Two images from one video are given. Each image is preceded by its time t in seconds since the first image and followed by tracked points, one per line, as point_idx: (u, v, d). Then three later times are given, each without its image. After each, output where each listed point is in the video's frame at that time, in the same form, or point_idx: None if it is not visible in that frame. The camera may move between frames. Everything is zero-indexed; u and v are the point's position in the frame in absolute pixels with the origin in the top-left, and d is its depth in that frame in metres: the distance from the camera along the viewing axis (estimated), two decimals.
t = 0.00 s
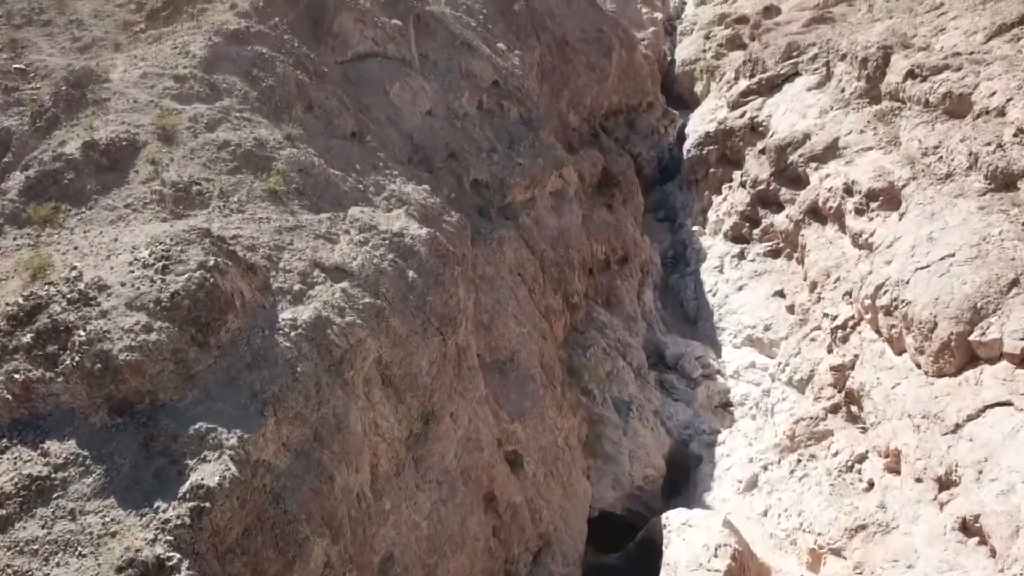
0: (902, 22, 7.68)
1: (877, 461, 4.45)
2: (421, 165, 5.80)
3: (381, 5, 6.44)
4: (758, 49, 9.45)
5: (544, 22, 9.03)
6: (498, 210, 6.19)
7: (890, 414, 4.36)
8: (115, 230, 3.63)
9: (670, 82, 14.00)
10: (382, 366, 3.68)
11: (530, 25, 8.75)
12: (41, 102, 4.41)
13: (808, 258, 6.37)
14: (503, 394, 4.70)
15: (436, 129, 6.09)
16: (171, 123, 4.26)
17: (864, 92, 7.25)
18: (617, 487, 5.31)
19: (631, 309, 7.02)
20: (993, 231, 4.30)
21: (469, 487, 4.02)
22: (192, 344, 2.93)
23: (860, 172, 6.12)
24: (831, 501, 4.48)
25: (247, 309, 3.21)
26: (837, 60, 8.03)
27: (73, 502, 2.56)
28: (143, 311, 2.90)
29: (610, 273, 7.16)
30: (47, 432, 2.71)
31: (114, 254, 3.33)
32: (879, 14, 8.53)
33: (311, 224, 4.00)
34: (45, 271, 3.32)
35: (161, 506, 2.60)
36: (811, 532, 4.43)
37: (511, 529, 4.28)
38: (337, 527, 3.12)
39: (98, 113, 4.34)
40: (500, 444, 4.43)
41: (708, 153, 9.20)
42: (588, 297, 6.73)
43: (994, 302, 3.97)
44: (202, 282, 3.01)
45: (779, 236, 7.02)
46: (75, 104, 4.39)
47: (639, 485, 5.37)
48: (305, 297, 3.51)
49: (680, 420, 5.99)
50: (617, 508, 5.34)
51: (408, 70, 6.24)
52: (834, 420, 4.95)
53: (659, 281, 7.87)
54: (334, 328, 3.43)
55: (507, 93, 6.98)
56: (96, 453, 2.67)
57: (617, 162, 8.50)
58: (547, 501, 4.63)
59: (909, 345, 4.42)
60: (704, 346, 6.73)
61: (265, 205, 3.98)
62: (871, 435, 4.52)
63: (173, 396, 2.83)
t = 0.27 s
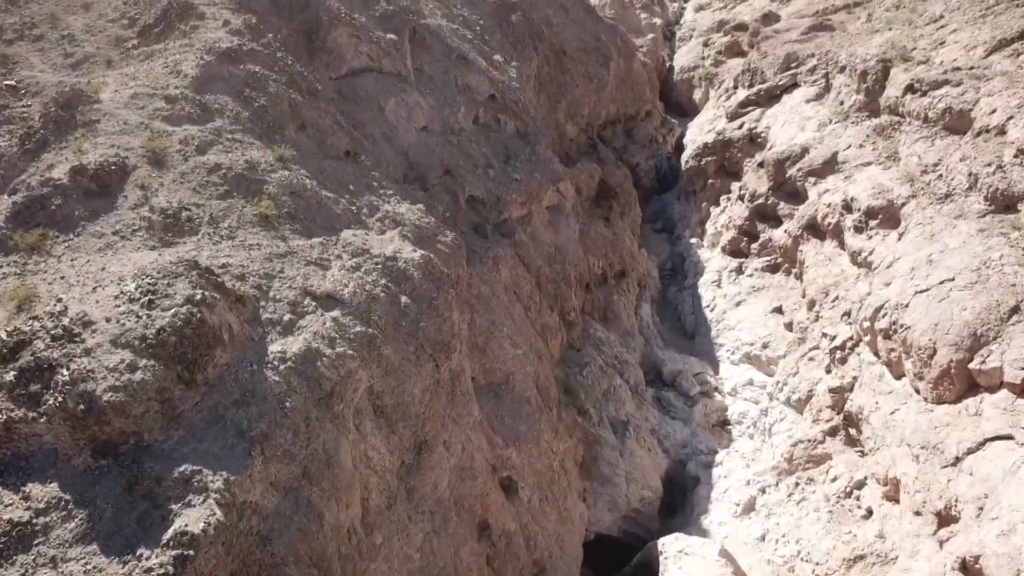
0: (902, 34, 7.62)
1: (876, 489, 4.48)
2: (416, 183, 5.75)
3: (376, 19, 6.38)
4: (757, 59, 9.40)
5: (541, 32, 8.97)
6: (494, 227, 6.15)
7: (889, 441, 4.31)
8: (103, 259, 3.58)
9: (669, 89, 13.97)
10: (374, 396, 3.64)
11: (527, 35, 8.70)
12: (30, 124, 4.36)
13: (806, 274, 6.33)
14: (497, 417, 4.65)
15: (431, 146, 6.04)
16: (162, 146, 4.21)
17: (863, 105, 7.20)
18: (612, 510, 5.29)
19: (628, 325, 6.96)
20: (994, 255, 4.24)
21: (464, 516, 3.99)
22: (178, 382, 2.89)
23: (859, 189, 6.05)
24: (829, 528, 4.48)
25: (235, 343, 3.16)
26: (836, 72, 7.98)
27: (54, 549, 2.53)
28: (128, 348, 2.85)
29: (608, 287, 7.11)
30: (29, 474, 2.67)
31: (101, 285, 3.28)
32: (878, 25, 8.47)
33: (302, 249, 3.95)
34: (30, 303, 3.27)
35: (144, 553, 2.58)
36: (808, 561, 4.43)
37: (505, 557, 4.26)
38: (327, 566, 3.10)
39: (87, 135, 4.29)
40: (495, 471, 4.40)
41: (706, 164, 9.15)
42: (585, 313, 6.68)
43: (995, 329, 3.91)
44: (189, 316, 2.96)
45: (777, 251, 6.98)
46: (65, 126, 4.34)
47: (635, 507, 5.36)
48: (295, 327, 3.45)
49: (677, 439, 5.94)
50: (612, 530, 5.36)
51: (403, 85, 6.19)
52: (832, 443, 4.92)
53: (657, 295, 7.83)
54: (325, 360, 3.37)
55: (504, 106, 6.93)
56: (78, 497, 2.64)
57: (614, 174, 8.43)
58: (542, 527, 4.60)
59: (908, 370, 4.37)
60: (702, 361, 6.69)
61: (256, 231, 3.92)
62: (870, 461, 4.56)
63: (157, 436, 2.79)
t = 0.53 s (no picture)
0: (899, 49, 7.59)
1: (871, 519, 4.48)
2: (410, 203, 5.72)
3: (370, 36, 6.34)
4: (755, 71, 9.36)
5: (538, 44, 8.93)
6: (489, 246, 6.11)
7: (885, 471, 4.27)
8: (90, 293, 3.54)
9: (667, 97, 13.96)
10: (364, 431, 3.61)
11: (523, 48, 8.66)
12: (18, 150, 4.33)
13: (803, 293, 6.30)
14: (490, 445, 4.61)
15: (426, 165, 6.00)
16: (151, 173, 4.17)
17: (860, 122, 7.17)
18: (607, 535, 5.26)
19: (624, 342, 6.92)
20: (991, 284, 4.20)
21: (455, 550, 3.97)
22: (163, 427, 2.87)
23: (856, 209, 6.00)
24: (825, 559, 4.52)
25: (223, 382, 3.13)
26: (833, 86, 7.95)
27: None
28: (113, 393, 2.82)
29: (604, 304, 7.08)
30: (11, 523, 2.67)
31: (87, 322, 3.24)
32: (876, 38, 8.44)
33: (293, 280, 3.92)
34: (15, 340, 3.23)
35: None
36: None
37: None
38: None
39: (76, 162, 4.24)
40: (487, 500, 4.38)
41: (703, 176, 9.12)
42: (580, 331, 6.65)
43: (991, 362, 3.88)
44: (174, 359, 2.93)
45: (773, 268, 6.94)
46: (54, 153, 4.30)
47: (629, 531, 5.34)
48: (284, 364, 3.42)
49: (672, 460, 5.91)
50: (607, 554, 5.35)
51: (397, 103, 6.14)
52: (828, 468, 4.91)
53: (653, 310, 7.80)
54: (313, 397, 3.33)
55: (499, 123, 6.89)
56: (60, 547, 2.64)
57: (611, 188, 8.41)
58: (535, 556, 4.59)
59: (904, 399, 4.33)
60: (698, 380, 6.67)
61: (246, 261, 3.89)
62: (865, 490, 4.57)
63: (140, 484, 2.78)
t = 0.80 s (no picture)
0: (896, 62, 7.59)
1: (865, 543, 4.48)
2: (405, 220, 5.71)
3: (366, 51, 6.34)
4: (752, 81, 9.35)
5: (536, 54, 8.92)
6: (484, 262, 6.11)
7: (880, 495, 4.26)
8: (82, 320, 3.53)
9: (665, 104, 13.97)
10: (358, 458, 3.62)
11: (520, 59, 8.66)
12: (11, 171, 4.29)
13: (799, 309, 6.30)
14: (484, 466, 4.61)
15: (421, 181, 6.00)
16: (144, 196, 4.17)
17: (857, 135, 7.16)
18: (602, 554, 5.25)
19: (620, 357, 6.91)
20: (985, 308, 4.19)
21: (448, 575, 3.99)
22: (153, 462, 2.88)
23: (852, 225, 5.99)
24: None
25: (214, 414, 3.14)
26: (830, 98, 7.95)
27: None
28: (103, 428, 2.82)
29: (600, 317, 7.07)
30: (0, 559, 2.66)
31: (78, 352, 3.23)
32: (872, 50, 8.44)
33: (286, 305, 3.91)
34: (5, 370, 3.22)
35: None
36: None
37: None
38: None
39: (69, 185, 4.24)
40: (481, 523, 4.39)
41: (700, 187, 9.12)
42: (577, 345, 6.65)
43: (986, 387, 3.87)
44: (165, 393, 2.93)
45: (770, 282, 6.94)
46: (47, 175, 4.29)
47: (624, 550, 5.34)
48: (276, 392, 3.42)
49: (668, 477, 5.91)
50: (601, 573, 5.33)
51: (393, 119, 6.14)
52: (823, 489, 4.92)
53: (650, 323, 7.81)
54: (305, 427, 3.33)
55: (495, 137, 6.89)
56: None
57: (607, 200, 8.41)
58: None
59: (899, 422, 4.33)
60: (694, 395, 6.68)
61: (239, 286, 3.88)
62: (859, 513, 4.57)
63: (130, 520, 2.79)
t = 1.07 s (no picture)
0: (893, 73, 7.61)
1: (859, 561, 4.48)
2: (402, 233, 5.72)
3: (363, 64, 6.36)
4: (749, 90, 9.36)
5: (534, 63, 8.93)
6: (481, 275, 6.12)
7: (874, 512, 4.27)
8: (78, 342, 3.54)
9: (663, 110, 14.00)
10: (353, 479, 3.64)
11: (517, 68, 8.67)
12: (7, 188, 4.29)
13: (795, 321, 6.31)
14: (480, 483, 4.63)
15: (418, 194, 6.02)
16: (140, 215, 4.18)
17: (854, 146, 7.18)
18: (597, 568, 5.26)
19: (617, 367, 6.92)
20: (979, 327, 4.21)
21: None
22: (148, 489, 2.91)
23: (847, 238, 6.00)
24: None
25: (208, 439, 3.16)
26: (827, 108, 7.96)
27: None
28: (97, 455, 2.82)
29: (597, 328, 7.08)
30: None
31: (73, 376, 3.24)
32: (870, 59, 8.45)
33: (281, 325, 3.92)
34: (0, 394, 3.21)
35: None
36: None
37: None
38: None
39: (66, 204, 4.25)
40: (477, 541, 4.41)
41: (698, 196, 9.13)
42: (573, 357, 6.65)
43: (979, 408, 3.89)
44: (159, 420, 2.94)
45: (766, 293, 6.95)
46: (44, 193, 4.30)
47: (620, 564, 5.36)
48: (271, 415, 3.43)
49: (664, 489, 5.92)
50: None
51: (390, 131, 6.15)
52: (818, 504, 4.95)
53: (647, 332, 7.82)
54: (300, 450, 3.34)
55: (492, 148, 6.90)
56: None
57: (604, 209, 8.43)
58: None
59: (893, 439, 4.35)
60: (690, 406, 6.69)
61: (234, 306, 3.89)
62: (854, 530, 4.57)
63: (125, 548, 2.83)
